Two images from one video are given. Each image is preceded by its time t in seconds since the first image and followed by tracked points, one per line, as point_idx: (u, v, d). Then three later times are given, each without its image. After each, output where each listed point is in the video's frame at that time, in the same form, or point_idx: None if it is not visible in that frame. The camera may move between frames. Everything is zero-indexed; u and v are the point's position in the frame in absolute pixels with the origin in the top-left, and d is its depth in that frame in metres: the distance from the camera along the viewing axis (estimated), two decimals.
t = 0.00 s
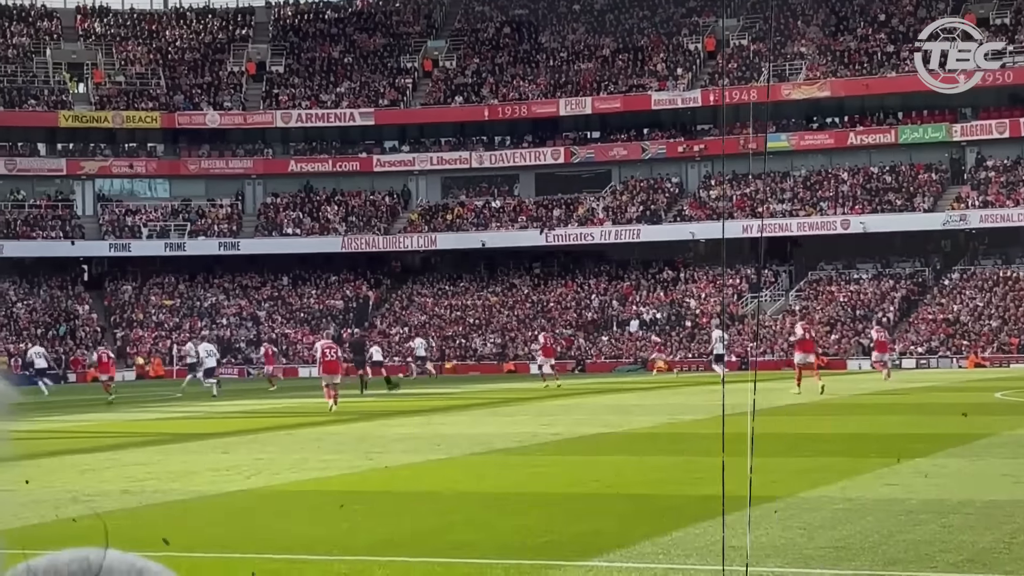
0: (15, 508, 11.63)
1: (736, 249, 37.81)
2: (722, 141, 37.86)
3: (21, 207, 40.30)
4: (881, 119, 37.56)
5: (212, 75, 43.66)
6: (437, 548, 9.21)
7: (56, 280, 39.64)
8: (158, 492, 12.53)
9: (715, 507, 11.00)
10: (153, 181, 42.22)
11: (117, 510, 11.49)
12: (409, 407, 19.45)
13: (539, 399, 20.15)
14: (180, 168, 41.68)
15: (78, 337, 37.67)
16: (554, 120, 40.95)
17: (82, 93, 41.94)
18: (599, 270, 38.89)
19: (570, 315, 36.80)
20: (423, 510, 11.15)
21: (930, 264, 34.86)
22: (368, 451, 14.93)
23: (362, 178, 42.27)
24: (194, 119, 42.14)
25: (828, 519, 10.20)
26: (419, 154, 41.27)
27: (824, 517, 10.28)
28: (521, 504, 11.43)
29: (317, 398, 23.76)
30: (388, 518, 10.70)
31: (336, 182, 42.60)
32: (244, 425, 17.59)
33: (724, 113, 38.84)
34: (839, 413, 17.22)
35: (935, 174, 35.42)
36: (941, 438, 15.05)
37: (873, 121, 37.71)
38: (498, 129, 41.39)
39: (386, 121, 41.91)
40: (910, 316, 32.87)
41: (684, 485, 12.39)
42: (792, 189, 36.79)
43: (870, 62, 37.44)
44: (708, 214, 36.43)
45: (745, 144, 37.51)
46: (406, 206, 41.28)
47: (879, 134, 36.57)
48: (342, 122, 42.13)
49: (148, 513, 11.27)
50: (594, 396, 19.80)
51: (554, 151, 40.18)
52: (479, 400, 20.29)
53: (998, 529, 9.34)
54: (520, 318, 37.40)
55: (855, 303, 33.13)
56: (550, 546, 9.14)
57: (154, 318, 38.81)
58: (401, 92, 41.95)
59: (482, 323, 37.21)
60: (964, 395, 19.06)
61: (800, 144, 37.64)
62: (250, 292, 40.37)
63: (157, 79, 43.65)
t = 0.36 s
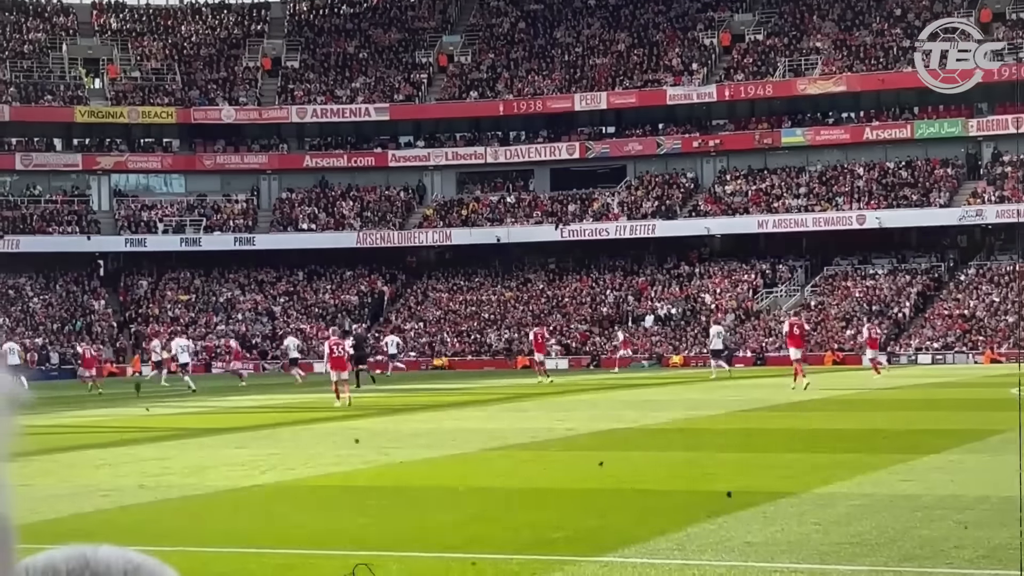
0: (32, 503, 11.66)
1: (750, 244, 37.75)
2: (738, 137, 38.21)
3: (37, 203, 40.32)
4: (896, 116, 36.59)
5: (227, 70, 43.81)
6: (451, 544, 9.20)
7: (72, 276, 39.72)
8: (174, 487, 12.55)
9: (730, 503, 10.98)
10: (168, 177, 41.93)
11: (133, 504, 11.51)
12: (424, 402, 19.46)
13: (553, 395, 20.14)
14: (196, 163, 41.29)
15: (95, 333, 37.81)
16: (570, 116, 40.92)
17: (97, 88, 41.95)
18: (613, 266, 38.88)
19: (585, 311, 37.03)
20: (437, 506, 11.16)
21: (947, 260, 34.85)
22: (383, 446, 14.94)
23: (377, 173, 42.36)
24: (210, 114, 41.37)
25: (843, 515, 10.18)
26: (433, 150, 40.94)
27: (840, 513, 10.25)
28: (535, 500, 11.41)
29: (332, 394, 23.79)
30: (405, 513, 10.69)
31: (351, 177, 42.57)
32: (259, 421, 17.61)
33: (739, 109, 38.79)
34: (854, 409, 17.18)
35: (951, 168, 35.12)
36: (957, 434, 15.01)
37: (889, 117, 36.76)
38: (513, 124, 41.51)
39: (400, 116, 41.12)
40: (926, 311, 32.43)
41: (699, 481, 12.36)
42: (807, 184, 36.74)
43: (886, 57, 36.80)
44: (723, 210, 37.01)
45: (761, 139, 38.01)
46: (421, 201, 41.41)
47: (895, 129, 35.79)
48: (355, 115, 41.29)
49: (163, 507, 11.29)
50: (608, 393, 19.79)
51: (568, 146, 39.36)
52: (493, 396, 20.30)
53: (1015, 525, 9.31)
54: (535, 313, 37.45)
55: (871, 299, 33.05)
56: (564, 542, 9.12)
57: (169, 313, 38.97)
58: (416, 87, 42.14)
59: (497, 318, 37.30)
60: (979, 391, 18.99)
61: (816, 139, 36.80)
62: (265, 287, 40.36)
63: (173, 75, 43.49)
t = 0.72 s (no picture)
0: (44, 499, 11.70)
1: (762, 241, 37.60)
2: (750, 133, 37.33)
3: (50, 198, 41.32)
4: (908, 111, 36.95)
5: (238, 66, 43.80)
6: (463, 540, 9.19)
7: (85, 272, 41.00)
8: (185, 483, 12.59)
9: (741, 499, 10.97)
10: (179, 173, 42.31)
11: (145, 499, 11.55)
12: (435, 398, 19.48)
13: (564, 391, 20.16)
14: (207, 160, 41.34)
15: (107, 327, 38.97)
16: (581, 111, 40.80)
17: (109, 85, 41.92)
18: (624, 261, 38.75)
19: (596, 306, 37.51)
20: (449, 502, 11.17)
21: (958, 256, 34.70)
22: (395, 443, 14.97)
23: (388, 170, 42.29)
24: (222, 110, 41.46)
25: (855, 510, 10.17)
26: (446, 146, 41.51)
27: (851, 509, 10.23)
28: (546, 496, 11.41)
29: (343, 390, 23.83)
30: (416, 509, 10.70)
31: (362, 173, 42.53)
32: (271, 416, 17.66)
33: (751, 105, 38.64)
34: (867, 405, 17.15)
35: (963, 164, 34.56)
36: (969, 430, 14.97)
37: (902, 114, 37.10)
38: (524, 120, 41.42)
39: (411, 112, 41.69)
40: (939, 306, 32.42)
41: (709, 477, 12.36)
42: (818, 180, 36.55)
43: (898, 52, 37.16)
44: (735, 206, 37.04)
45: (773, 134, 36.65)
46: (432, 197, 41.31)
47: (907, 125, 35.37)
48: (366, 114, 41.06)
49: (175, 502, 11.32)
50: (619, 389, 19.78)
51: (580, 142, 39.55)
52: (504, 392, 20.32)
53: None
54: (547, 308, 37.95)
55: (883, 295, 33.00)
56: (575, 538, 9.12)
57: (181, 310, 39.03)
58: (426, 84, 42.23)
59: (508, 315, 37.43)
60: (990, 387, 18.95)
61: (829, 135, 35.70)
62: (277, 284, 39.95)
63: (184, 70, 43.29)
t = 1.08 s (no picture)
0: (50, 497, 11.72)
1: (768, 237, 37.75)
2: (757, 130, 37.78)
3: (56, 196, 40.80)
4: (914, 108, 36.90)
5: (244, 64, 43.91)
6: (469, 537, 9.17)
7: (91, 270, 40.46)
8: (192, 480, 12.60)
9: (748, 497, 10.94)
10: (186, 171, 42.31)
11: (152, 497, 11.57)
12: (440, 396, 19.49)
13: (570, 388, 20.15)
14: (214, 157, 41.27)
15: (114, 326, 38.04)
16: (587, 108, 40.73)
17: (115, 82, 42.02)
18: (631, 259, 38.89)
19: (603, 304, 36.81)
20: (456, 499, 11.17)
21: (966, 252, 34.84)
22: (401, 440, 14.97)
23: (394, 167, 42.29)
24: (228, 108, 41.36)
25: (862, 508, 10.16)
26: (451, 144, 40.83)
27: (858, 507, 10.23)
28: (553, 494, 11.39)
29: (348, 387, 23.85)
30: (422, 507, 10.69)
31: (369, 171, 42.55)
32: (277, 414, 17.67)
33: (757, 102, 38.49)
34: (873, 402, 17.15)
35: (970, 161, 35.22)
36: (975, 427, 14.97)
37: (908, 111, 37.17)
38: (530, 117, 41.34)
39: (419, 109, 41.26)
40: (944, 303, 32.75)
41: (716, 474, 12.34)
42: (825, 178, 36.72)
43: (905, 49, 37.13)
44: (741, 203, 36.72)
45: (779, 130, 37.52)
46: (438, 194, 41.38)
47: (913, 122, 35.54)
48: (373, 111, 41.33)
49: (182, 500, 11.33)
50: (624, 387, 19.77)
51: (586, 139, 39.38)
52: (510, 389, 20.32)
53: None
54: (553, 306, 37.52)
55: (889, 292, 33.04)
56: (582, 536, 9.11)
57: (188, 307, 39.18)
58: (432, 81, 42.44)
59: (514, 312, 37.48)
60: (997, 385, 18.93)
61: (835, 133, 36.79)
62: (283, 281, 40.43)
63: (191, 68, 43.51)
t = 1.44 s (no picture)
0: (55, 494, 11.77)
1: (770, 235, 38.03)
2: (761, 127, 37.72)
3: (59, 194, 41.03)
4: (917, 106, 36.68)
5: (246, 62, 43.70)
6: (472, 536, 9.19)
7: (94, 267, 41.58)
8: (195, 478, 12.65)
9: (750, 494, 10.96)
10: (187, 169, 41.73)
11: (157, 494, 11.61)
12: (444, 394, 19.52)
13: (573, 385, 20.20)
14: (217, 155, 40.15)
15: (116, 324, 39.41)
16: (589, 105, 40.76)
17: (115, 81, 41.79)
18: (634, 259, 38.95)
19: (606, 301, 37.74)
20: (460, 496, 11.20)
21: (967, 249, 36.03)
22: (404, 438, 15.01)
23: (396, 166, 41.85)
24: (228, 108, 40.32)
25: (865, 505, 10.18)
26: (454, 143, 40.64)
27: (861, 504, 10.25)
28: (556, 491, 11.41)
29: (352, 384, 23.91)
30: (427, 504, 10.72)
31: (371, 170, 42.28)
32: (281, 412, 17.71)
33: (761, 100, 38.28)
34: (876, 399, 17.17)
35: (972, 159, 36.01)
36: (978, 423, 14.98)
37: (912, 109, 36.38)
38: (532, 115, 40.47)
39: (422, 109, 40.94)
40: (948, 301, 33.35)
41: (719, 472, 12.36)
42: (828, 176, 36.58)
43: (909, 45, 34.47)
44: (744, 200, 34.73)
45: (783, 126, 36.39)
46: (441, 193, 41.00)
47: (917, 120, 36.06)
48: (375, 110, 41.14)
49: (187, 497, 11.37)
50: (628, 384, 19.81)
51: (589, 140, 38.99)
52: (512, 386, 20.36)
53: None
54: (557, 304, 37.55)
55: (894, 289, 32.53)
56: (586, 533, 9.13)
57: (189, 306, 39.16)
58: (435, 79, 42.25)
59: (517, 311, 37.40)
60: (1000, 382, 18.95)
61: (837, 130, 37.69)
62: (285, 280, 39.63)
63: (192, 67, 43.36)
